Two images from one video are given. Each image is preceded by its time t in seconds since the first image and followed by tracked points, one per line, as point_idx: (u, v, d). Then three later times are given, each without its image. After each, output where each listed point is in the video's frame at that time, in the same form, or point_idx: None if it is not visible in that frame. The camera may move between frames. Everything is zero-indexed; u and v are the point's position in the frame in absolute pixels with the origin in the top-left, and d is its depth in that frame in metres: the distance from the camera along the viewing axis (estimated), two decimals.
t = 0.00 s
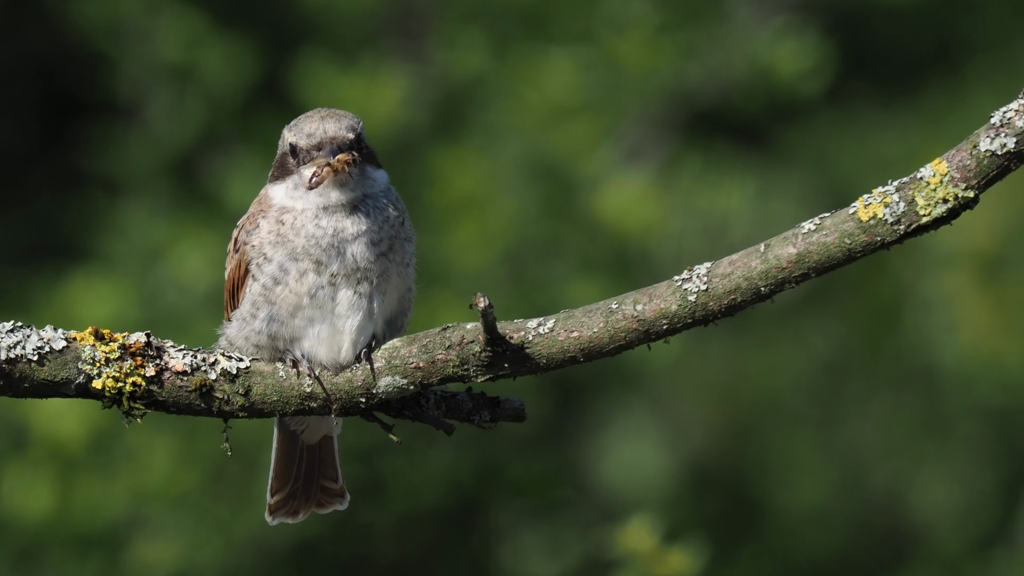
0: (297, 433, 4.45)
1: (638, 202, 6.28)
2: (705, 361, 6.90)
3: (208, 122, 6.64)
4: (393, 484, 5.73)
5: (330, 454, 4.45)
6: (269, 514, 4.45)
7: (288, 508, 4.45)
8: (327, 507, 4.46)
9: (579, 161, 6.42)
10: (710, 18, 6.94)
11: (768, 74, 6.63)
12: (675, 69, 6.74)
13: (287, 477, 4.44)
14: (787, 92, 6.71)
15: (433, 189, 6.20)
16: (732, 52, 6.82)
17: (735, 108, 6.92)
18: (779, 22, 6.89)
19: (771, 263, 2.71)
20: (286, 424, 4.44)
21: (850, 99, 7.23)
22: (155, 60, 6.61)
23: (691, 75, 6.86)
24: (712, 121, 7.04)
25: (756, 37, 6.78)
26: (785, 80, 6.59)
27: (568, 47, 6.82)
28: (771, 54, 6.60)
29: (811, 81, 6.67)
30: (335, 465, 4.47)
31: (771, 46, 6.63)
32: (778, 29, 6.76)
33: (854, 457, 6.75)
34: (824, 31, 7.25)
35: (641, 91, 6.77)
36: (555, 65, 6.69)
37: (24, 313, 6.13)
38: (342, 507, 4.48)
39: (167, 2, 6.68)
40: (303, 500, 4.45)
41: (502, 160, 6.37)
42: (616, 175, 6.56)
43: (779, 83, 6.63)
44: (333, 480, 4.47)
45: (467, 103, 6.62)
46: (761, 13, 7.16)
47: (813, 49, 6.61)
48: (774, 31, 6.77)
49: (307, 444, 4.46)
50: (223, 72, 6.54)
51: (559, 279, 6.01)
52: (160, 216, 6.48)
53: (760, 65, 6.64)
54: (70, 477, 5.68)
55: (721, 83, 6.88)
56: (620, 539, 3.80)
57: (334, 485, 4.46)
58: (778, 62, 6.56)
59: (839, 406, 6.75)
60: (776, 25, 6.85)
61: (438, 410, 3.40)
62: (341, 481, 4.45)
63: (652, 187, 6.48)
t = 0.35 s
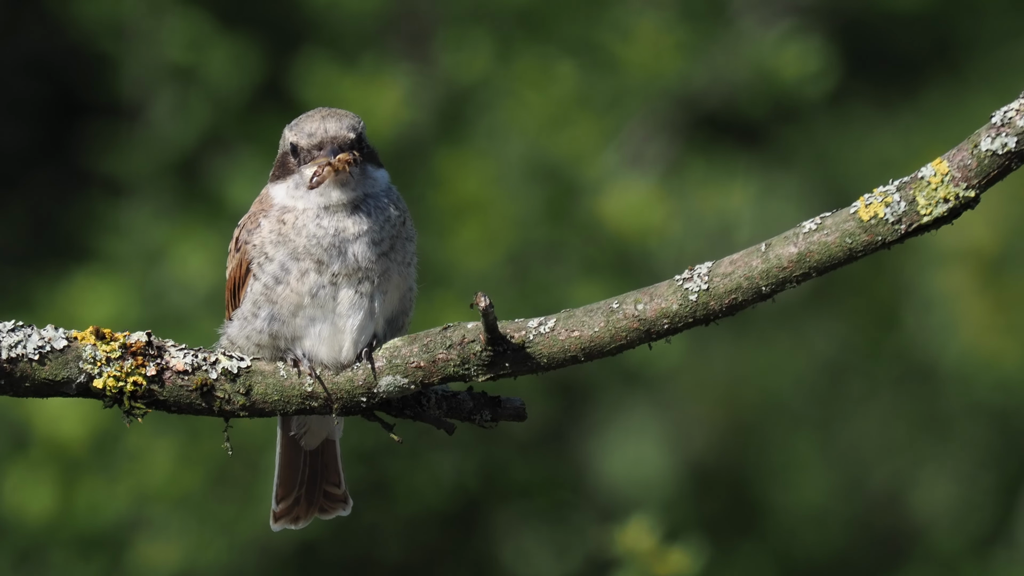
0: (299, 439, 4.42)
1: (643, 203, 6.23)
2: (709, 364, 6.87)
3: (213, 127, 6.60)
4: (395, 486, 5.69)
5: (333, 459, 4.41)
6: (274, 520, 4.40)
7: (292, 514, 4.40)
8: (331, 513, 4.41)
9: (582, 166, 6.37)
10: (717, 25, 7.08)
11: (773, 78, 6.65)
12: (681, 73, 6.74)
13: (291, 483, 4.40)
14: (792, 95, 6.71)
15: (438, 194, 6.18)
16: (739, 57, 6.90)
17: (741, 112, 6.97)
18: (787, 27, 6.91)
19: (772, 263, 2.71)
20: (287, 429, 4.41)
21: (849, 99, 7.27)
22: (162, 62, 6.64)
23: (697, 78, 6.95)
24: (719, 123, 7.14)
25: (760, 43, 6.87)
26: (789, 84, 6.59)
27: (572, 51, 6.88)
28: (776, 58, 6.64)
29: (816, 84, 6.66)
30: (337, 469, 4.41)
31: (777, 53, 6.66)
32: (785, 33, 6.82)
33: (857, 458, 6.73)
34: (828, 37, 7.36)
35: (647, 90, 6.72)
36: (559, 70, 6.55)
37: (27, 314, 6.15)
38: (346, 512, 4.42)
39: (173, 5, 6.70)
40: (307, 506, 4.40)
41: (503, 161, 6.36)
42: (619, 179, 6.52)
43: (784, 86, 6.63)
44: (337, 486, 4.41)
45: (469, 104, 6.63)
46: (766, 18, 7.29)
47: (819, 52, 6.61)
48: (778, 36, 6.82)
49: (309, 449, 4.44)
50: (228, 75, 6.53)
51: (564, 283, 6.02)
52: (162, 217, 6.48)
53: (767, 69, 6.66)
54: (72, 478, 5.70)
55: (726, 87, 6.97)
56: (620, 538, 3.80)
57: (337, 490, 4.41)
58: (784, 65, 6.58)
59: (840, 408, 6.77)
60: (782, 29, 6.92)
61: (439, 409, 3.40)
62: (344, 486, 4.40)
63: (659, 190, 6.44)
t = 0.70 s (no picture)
0: (301, 439, 4.39)
1: (646, 205, 6.22)
2: (707, 365, 6.86)
3: (218, 129, 6.59)
4: (401, 490, 5.71)
5: (336, 461, 4.41)
6: (278, 526, 4.40)
7: (296, 519, 4.40)
8: (335, 518, 4.40)
9: (585, 168, 6.36)
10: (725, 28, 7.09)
11: (779, 82, 6.64)
12: (688, 75, 6.74)
13: (295, 486, 4.40)
14: (797, 98, 6.71)
15: (444, 198, 6.19)
16: (744, 61, 6.88)
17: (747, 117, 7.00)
18: (793, 31, 6.92)
19: (773, 262, 2.71)
20: (288, 429, 4.38)
21: (853, 102, 7.27)
22: (169, 64, 6.65)
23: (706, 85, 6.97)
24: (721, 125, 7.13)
25: (767, 46, 6.87)
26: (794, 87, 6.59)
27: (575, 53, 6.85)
28: (780, 64, 6.63)
29: (820, 89, 6.64)
30: (342, 473, 4.41)
31: (783, 57, 6.65)
32: (790, 39, 6.80)
33: (858, 461, 6.76)
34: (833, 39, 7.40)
35: (653, 93, 6.75)
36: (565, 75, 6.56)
37: (29, 314, 6.14)
38: (351, 517, 4.41)
39: (182, 4, 6.72)
40: (311, 511, 4.39)
41: (505, 161, 6.34)
42: (624, 183, 6.52)
43: (789, 90, 6.62)
44: (341, 490, 4.41)
45: (473, 106, 6.60)
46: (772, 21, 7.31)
47: (825, 58, 6.59)
48: (785, 40, 6.80)
49: (311, 450, 4.42)
50: (235, 76, 6.50)
51: (567, 286, 6.01)
52: (168, 219, 6.48)
53: (773, 74, 6.66)
54: (75, 479, 5.70)
55: (733, 92, 6.97)
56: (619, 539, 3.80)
57: (342, 495, 4.40)
58: (788, 71, 6.57)
59: (842, 408, 6.77)
60: (789, 34, 6.91)
61: (440, 409, 3.39)
62: (348, 490, 4.39)
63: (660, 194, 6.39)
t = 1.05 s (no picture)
0: (303, 439, 4.39)
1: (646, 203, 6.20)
2: (706, 366, 6.83)
3: (217, 130, 6.59)
4: (401, 489, 5.70)
5: (338, 462, 4.40)
6: (280, 527, 4.40)
7: (298, 522, 4.40)
8: (337, 521, 4.40)
9: (584, 166, 6.36)
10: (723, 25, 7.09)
11: (778, 80, 6.62)
12: (686, 74, 6.74)
13: (296, 489, 4.39)
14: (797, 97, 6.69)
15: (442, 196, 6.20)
16: (742, 59, 6.87)
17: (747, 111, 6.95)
18: (790, 28, 6.90)
19: (774, 262, 2.71)
20: (290, 429, 4.37)
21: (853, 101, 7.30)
22: (167, 62, 6.60)
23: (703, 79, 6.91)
24: (722, 121, 7.13)
25: (765, 44, 6.82)
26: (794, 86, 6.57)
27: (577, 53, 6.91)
28: (779, 61, 6.61)
29: (820, 87, 6.60)
30: (344, 476, 4.42)
31: (781, 54, 6.63)
32: (789, 35, 6.77)
33: (860, 461, 6.77)
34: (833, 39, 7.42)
35: (651, 92, 6.72)
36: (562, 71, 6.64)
37: (30, 315, 6.14)
38: (353, 520, 4.42)
39: (179, 6, 6.71)
40: (313, 513, 4.40)
41: (505, 161, 6.35)
42: (624, 181, 6.52)
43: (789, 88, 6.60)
44: (343, 492, 4.41)
45: (474, 103, 6.66)
46: (768, 19, 7.22)
47: (824, 56, 6.58)
48: (783, 37, 6.78)
49: (313, 450, 4.41)
50: (234, 78, 6.52)
51: (567, 284, 5.96)
52: (167, 219, 6.46)
53: (771, 72, 6.65)
54: (76, 479, 5.71)
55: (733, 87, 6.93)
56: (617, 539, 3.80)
57: (344, 497, 4.41)
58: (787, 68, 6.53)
59: (843, 408, 6.78)
60: (786, 30, 6.89)
61: (440, 409, 3.39)
62: (350, 493, 4.40)
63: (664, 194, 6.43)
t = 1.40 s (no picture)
0: (303, 436, 4.40)
1: (643, 201, 6.23)
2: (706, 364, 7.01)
3: (214, 129, 6.57)
4: (399, 487, 5.71)
5: (336, 460, 4.39)
6: (278, 521, 4.40)
7: (296, 515, 4.40)
8: (335, 514, 4.39)
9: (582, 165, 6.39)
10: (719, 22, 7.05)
11: (773, 75, 6.59)
12: (682, 72, 6.72)
13: (294, 483, 4.39)
14: (792, 92, 6.68)
15: (439, 194, 6.17)
16: (738, 54, 6.84)
17: (739, 106, 6.90)
18: (786, 24, 6.88)
19: (774, 261, 2.71)
20: (291, 426, 4.39)
21: (852, 100, 7.24)
22: (164, 62, 6.62)
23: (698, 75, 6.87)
24: (719, 120, 7.03)
25: (761, 40, 6.81)
26: (790, 81, 6.54)
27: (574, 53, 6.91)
28: (775, 56, 6.58)
29: (816, 81, 6.63)
30: (342, 471, 4.40)
31: (777, 49, 6.60)
32: (784, 30, 6.76)
33: (858, 459, 6.84)
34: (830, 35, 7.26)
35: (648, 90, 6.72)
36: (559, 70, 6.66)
37: (30, 314, 6.13)
38: (351, 514, 4.40)
39: (176, 5, 6.68)
40: (312, 508, 4.39)
41: (505, 161, 6.39)
42: (620, 178, 6.55)
43: (785, 84, 6.58)
44: (341, 487, 4.40)
45: (471, 102, 6.64)
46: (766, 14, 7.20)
47: (819, 49, 6.57)
48: (779, 32, 6.77)
49: (312, 448, 4.42)
50: (231, 78, 6.49)
51: (563, 281, 5.99)
52: (167, 217, 6.47)
53: (765, 67, 6.62)
54: (75, 479, 5.68)
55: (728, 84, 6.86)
56: (621, 535, 3.79)
57: (342, 492, 4.40)
58: (783, 63, 6.51)
59: (842, 407, 6.80)
60: (782, 26, 6.87)
61: (441, 408, 3.39)
62: (348, 487, 4.38)
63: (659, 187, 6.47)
